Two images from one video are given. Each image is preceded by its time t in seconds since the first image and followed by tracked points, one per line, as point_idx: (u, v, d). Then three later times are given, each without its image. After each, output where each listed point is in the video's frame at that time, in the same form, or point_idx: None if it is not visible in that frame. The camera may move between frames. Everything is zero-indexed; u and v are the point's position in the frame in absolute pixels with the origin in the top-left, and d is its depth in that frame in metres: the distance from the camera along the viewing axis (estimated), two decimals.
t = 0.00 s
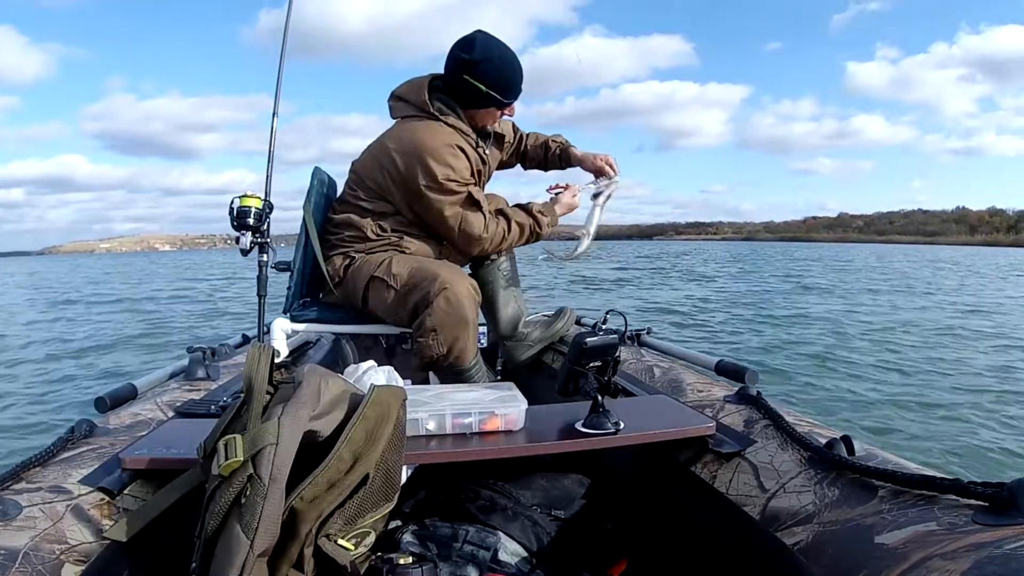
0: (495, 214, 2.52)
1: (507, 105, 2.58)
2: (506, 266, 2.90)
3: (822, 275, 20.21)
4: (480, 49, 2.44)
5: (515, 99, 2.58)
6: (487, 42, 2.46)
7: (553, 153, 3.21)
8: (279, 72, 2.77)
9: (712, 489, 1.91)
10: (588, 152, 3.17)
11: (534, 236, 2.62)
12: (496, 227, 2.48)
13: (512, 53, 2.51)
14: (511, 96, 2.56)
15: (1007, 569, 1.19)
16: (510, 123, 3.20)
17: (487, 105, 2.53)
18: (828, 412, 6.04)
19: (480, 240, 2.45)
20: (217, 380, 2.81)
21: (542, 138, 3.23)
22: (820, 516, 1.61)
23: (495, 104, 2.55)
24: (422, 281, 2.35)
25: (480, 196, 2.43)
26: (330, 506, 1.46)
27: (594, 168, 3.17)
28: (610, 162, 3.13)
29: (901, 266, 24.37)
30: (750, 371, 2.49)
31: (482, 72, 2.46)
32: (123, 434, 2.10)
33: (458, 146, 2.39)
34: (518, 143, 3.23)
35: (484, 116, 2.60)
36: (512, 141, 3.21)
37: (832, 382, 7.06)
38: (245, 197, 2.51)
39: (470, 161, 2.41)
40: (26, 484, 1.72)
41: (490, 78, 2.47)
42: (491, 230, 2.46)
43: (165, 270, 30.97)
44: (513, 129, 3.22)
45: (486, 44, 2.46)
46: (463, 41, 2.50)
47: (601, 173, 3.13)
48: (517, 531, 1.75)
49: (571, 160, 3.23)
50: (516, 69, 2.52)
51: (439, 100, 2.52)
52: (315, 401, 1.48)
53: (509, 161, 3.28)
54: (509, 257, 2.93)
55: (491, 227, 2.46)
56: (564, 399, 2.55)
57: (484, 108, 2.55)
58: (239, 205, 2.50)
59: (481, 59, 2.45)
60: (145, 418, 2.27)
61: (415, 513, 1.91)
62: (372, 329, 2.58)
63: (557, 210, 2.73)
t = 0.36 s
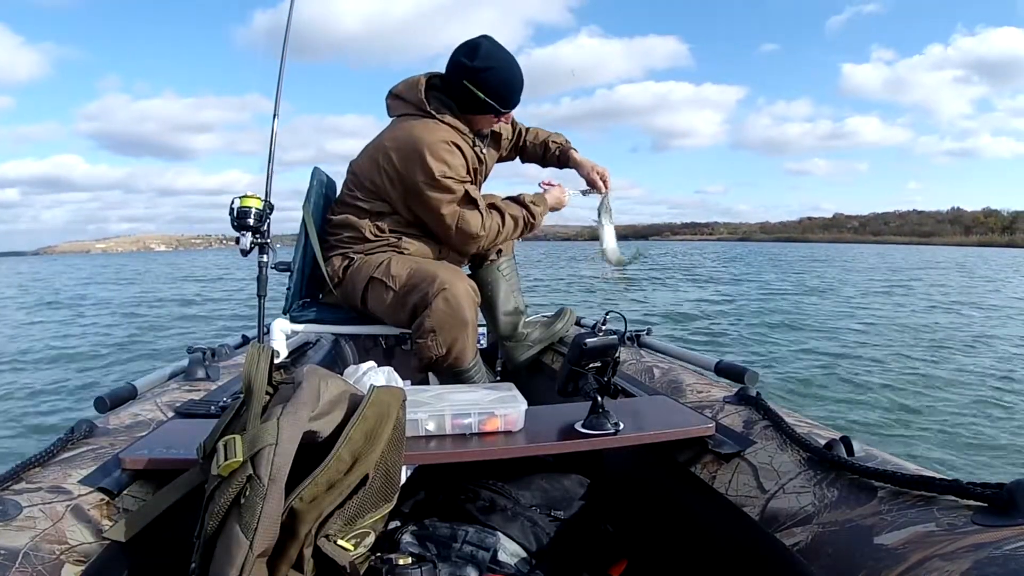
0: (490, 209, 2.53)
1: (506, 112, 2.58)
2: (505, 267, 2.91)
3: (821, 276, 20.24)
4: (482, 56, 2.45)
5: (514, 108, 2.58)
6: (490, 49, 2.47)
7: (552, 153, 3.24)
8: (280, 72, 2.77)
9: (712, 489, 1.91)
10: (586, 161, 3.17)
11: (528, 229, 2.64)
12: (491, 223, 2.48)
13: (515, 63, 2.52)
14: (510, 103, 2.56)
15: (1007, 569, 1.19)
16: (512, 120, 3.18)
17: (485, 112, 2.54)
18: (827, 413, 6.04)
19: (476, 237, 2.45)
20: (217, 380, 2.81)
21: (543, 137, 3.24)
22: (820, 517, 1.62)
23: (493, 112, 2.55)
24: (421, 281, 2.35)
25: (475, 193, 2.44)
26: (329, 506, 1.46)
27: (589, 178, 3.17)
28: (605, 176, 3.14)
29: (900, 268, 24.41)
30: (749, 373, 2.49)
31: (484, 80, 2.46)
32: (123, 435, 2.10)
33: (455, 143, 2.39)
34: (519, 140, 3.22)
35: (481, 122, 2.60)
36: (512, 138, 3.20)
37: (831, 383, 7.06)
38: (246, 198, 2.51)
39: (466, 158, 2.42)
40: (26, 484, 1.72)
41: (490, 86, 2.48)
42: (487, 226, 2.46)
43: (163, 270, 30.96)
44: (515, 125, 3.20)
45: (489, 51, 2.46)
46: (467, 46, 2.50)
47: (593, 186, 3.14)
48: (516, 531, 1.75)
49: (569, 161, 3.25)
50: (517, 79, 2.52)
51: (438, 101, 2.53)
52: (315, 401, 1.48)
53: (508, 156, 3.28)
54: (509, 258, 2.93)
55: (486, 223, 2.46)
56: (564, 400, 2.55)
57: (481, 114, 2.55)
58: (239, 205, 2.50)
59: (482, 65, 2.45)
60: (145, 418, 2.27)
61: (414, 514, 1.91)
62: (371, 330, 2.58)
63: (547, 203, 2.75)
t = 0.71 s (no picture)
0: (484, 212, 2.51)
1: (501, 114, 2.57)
2: (504, 268, 2.90)
3: (818, 274, 20.25)
4: (475, 57, 2.44)
5: (511, 108, 2.57)
6: (484, 49, 2.46)
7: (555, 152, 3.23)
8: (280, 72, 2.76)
9: (711, 491, 1.91)
10: (588, 155, 3.18)
11: (524, 229, 2.62)
12: (485, 226, 2.45)
13: (510, 62, 2.50)
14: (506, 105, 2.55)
15: (1006, 571, 1.19)
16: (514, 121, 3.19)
17: (481, 113, 2.54)
18: (826, 413, 6.05)
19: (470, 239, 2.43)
20: (216, 381, 2.80)
21: (545, 136, 3.23)
22: (818, 518, 1.62)
23: (490, 113, 2.55)
24: (419, 284, 2.36)
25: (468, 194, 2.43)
26: (328, 507, 1.45)
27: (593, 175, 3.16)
28: (608, 171, 3.13)
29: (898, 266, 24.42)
30: (748, 373, 2.49)
31: (478, 81, 2.46)
32: (122, 435, 2.10)
33: (447, 143, 2.39)
34: (521, 141, 3.22)
35: (478, 122, 2.60)
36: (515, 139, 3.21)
37: (829, 383, 7.06)
38: (244, 199, 2.51)
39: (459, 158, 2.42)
40: (25, 485, 1.72)
41: (485, 86, 2.47)
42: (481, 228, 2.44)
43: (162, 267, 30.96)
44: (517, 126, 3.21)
45: (483, 51, 2.45)
46: (461, 46, 2.50)
47: (595, 180, 3.13)
48: (515, 532, 1.75)
49: (572, 160, 3.24)
50: (512, 79, 2.51)
51: (433, 102, 2.54)
52: (314, 402, 1.49)
53: (512, 159, 3.28)
54: (508, 259, 2.94)
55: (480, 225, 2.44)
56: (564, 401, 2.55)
57: (478, 115, 2.55)
58: (238, 207, 2.50)
59: (475, 66, 2.45)
60: (144, 418, 2.27)
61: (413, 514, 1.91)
62: (369, 332, 2.58)
63: (543, 204, 2.74)
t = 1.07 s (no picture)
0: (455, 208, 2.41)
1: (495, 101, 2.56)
2: (502, 266, 2.86)
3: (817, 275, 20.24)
4: (466, 43, 2.45)
5: (506, 94, 2.56)
6: (475, 37, 2.46)
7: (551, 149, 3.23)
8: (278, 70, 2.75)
9: (711, 488, 1.92)
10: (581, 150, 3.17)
11: (494, 231, 2.45)
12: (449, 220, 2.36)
13: (501, 47, 2.50)
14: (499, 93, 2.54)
15: (1007, 568, 1.19)
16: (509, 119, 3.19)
17: (475, 99, 2.53)
18: (825, 412, 6.05)
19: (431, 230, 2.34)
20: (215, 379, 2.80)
21: (541, 133, 3.23)
22: (819, 515, 1.62)
23: (484, 99, 2.54)
24: (419, 281, 2.35)
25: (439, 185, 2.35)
26: (328, 506, 1.45)
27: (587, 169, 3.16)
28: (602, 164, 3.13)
29: (896, 267, 24.44)
30: (748, 370, 2.49)
31: (470, 66, 2.45)
32: (122, 434, 2.10)
33: (430, 131, 2.36)
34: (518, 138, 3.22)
35: (473, 110, 2.59)
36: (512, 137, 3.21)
37: (828, 382, 7.06)
38: (244, 197, 2.50)
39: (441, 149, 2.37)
40: (25, 484, 1.71)
41: (477, 72, 2.46)
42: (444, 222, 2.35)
43: (160, 270, 30.86)
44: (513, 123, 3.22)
45: (473, 38, 2.45)
46: (452, 36, 2.51)
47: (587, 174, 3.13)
48: (516, 529, 1.75)
49: (569, 155, 3.23)
50: (505, 66, 2.50)
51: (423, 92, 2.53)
52: (315, 400, 1.48)
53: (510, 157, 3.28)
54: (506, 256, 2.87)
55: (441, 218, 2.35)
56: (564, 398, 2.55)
57: (471, 102, 2.54)
58: (237, 204, 2.49)
59: (467, 54, 2.45)
60: (144, 417, 2.27)
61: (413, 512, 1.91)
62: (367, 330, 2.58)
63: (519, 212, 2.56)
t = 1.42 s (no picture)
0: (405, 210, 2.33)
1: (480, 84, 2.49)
2: (508, 271, 2.89)
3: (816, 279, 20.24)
4: (443, 27, 2.41)
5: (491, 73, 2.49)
6: (451, 22, 2.42)
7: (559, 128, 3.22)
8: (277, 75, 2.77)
9: (711, 489, 1.92)
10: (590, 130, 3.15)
11: (441, 241, 2.34)
12: (394, 220, 2.28)
13: (481, 28, 2.45)
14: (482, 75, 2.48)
15: (1007, 567, 1.19)
16: (513, 105, 3.21)
17: (459, 83, 2.47)
18: (824, 414, 6.05)
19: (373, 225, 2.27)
20: (215, 381, 2.80)
21: (547, 115, 3.23)
22: (819, 515, 1.62)
23: (466, 82, 2.47)
24: (414, 287, 2.35)
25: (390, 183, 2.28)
26: (328, 507, 1.45)
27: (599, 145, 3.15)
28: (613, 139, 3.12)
29: (895, 271, 24.44)
30: (748, 371, 2.49)
31: (448, 50, 2.41)
32: (121, 435, 2.10)
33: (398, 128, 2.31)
34: (524, 123, 3.22)
35: (457, 97, 2.53)
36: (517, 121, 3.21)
37: (828, 384, 7.06)
38: (243, 199, 2.51)
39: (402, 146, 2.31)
40: (25, 486, 1.71)
41: (455, 54, 2.41)
42: (388, 221, 2.27)
43: (159, 272, 30.88)
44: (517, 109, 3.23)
45: (449, 22, 2.42)
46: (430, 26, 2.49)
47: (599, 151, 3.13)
48: (516, 530, 1.75)
49: (577, 134, 3.21)
50: (486, 46, 2.44)
51: (402, 88, 2.48)
52: (314, 402, 1.49)
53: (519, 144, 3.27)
54: (513, 263, 2.91)
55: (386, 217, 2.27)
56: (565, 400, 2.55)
57: (454, 87, 2.48)
58: (236, 206, 2.50)
59: (445, 38, 2.41)
60: (144, 419, 2.26)
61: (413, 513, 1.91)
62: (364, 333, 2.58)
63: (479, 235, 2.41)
